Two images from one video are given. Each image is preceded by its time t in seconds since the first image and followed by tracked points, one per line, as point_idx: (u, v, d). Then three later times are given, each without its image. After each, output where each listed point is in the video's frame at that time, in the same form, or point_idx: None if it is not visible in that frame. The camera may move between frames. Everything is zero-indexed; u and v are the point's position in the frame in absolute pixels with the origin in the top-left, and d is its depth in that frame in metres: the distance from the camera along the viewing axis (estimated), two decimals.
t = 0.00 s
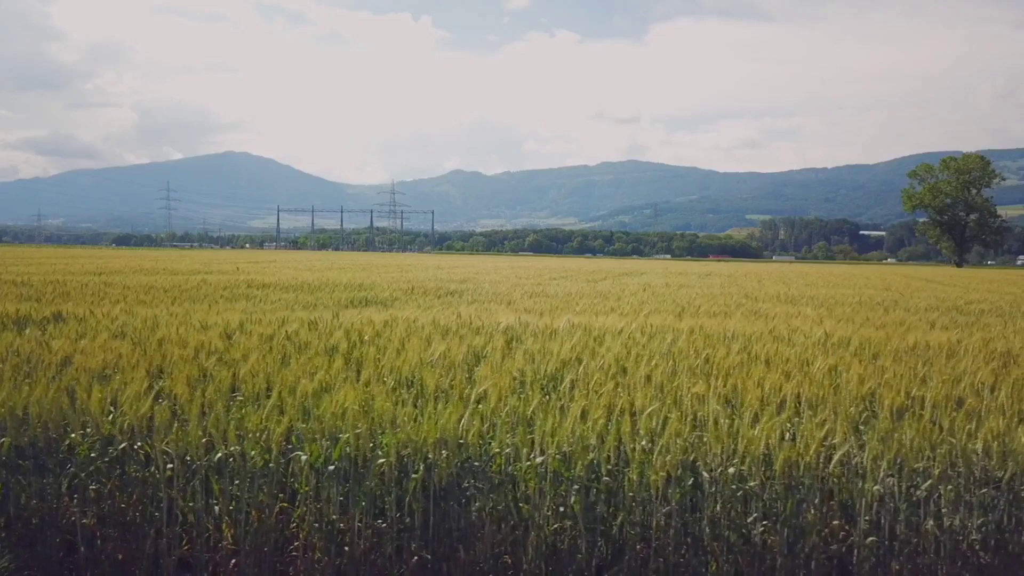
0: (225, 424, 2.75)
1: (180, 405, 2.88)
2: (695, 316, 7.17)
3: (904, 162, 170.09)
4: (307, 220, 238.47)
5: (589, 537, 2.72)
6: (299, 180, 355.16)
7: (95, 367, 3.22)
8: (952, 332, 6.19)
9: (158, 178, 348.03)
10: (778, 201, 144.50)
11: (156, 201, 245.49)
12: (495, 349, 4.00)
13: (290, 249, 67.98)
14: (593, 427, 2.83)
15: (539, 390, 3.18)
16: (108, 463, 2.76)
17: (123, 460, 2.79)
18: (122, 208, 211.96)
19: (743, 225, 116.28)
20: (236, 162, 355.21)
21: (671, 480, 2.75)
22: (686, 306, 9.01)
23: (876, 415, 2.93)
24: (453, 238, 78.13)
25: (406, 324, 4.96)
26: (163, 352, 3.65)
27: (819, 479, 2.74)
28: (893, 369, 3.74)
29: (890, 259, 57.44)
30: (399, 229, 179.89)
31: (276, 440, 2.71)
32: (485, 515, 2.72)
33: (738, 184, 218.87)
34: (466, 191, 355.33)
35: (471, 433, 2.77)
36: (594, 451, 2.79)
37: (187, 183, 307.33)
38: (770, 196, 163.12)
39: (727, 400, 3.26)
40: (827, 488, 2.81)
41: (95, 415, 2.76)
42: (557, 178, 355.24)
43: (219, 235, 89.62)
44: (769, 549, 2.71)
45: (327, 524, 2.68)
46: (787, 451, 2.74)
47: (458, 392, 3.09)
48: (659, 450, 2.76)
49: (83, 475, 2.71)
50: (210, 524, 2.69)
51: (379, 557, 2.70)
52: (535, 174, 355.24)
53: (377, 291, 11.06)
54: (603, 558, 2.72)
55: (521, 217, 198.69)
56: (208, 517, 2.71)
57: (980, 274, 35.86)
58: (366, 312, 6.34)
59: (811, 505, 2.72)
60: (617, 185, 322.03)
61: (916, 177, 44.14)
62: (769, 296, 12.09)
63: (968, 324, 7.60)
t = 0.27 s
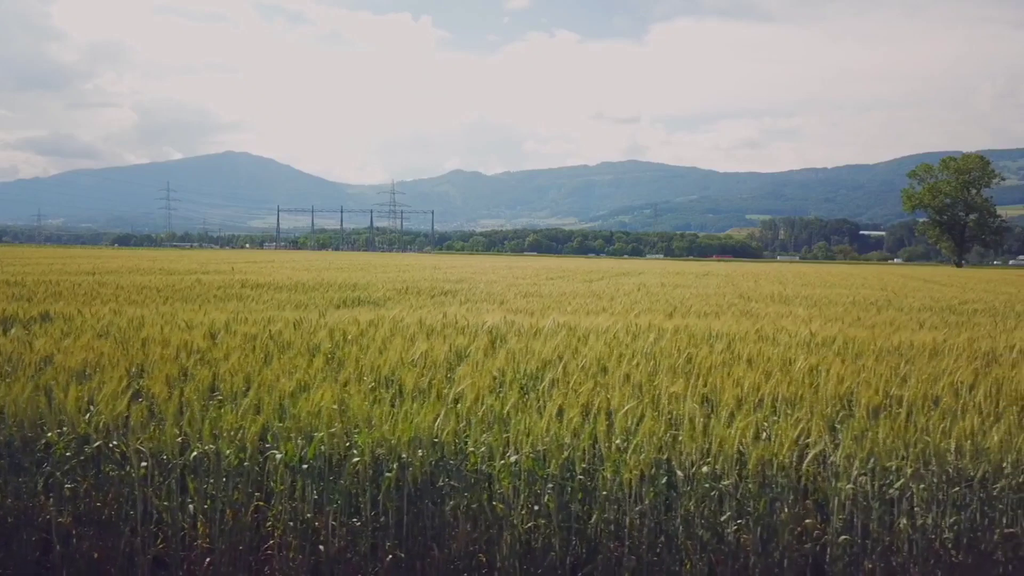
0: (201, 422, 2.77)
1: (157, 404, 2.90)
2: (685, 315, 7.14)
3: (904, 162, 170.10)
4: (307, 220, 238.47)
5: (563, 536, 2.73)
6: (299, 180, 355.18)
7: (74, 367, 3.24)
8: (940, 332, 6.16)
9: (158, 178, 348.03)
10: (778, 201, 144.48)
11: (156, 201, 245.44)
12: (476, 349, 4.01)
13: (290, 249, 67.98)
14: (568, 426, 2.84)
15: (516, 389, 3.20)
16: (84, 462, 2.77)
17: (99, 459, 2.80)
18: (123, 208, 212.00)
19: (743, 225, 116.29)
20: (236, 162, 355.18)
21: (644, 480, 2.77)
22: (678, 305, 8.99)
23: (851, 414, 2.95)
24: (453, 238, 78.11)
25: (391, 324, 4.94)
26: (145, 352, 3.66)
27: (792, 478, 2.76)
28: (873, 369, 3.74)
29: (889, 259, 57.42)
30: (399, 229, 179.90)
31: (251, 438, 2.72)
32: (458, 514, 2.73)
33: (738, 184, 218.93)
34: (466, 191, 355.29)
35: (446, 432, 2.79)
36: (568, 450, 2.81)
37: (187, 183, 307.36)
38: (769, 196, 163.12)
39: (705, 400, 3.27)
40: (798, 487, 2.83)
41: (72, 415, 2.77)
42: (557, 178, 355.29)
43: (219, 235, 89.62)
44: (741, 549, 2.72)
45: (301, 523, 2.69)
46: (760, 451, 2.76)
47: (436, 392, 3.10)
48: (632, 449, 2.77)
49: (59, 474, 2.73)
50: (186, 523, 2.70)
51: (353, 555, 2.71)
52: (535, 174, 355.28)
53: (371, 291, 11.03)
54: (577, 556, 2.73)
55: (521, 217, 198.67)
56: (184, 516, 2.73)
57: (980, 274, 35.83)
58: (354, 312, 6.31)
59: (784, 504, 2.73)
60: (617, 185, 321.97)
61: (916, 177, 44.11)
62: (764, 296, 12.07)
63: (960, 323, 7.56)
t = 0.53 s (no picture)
0: (181, 420, 2.79)
1: (138, 404, 2.91)
2: (676, 315, 7.11)
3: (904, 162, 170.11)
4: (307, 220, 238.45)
5: (541, 534, 2.74)
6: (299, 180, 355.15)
7: (57, 366, 3.25)
8: (933, 331, 6.14)
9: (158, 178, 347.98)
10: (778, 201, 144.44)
11: (156, 201, 245.37)
12: (461, 348, 4.01)
13: (290, 249, 67.93)
14: (546, 425, 2.86)
15: (496, 388, 3.22)
16: (63, 461, 2.78)
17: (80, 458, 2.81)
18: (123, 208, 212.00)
19: (743, 225, 116.25)
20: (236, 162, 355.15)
21: (622, 479, 2.78)
22: (671, 305, 8.97)
23: (829, 413, 2.96)
24: (453, 238, 78.05)
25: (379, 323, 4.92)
26: (129, 351, 3.67)
27: (768, 477, 2.77)
28: (857, 368, 3.75)
29: (889, 259, 57.40)
30: (399, 229, 179.88)
31: (230, 437, 2.74)
32: (436, 512, 2.75)
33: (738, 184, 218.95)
34: (467, 192, 355.01)
35: (425, 430, 2.80)
36: (546, 449, 2.82)
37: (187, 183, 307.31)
38: (770, 196, 163.14)
39: (686, 399, 3.28)
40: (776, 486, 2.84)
41: (52, 413, 2.79)
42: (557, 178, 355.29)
43: (219, 235, 89.57)
44: (718, 547, 2.73)
45: (280, 521, 2.70)
46: (736, 449, 2.77)
47: (417, 391, 3.11)
48: (610, 448, 2.79)
49: (38, 473, 2.74)
50: (165, 521, 2.71)
51: (331, 553, 2.72)
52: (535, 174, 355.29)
53: (366, 291, 10.99)
54: (554, 555, 2.74)
55: (521, 217, 198.59)
56: (164, 514, 2.73)
57: (980, 274, 35.84)
58: (345, 312, 6.28)
59: (760, 503, 2.75)
60: (617, 185, 322.00)
61: (915, 177, 44.12)
62: (761, 296, 12.05)
63: (953, 323, 7.53)
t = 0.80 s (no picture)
0: (157, 420, 2.80)
1: (115, 402, 2.92)
2: (667, 315, 7.09)
3: (904, 162, 170.13)
4: (307, 220, 238.49)
5: (515, 533, 2.75)
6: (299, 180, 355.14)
7: (36, 366, 3.26)
8: (923, 332, 6.13)
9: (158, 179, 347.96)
10: (778, 202, 144.41)
11: (156, 201, 245.36)
12: (443, 347, 4.01)
13: (290, 250, 67.90)
14: (521, 421, 2.88)
15: (474, 387, 3.23)
16: (39, 460, 2.80)
17: (56, 458, 2.82)
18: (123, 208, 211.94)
19: (743, 225, 116.20)
20: (236, 162, 355.15)
21: (596, 478, 2.79)
22: (664, 305, 8.95)
23: (803, 413, 2.97)
24: (452, 238, 78.02)
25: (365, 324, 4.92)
26: (111, 351, 3.67)
27: (742, 477, 2.78)
28: (837, 367, 3.76)
29: (889, 259, 57.40)
30: (399, 229, 179.89)
31: (205, 436, 2.76)
32: (411, 511, 2.76)
33: (737, 184, 218.94)
34: (467, 192, 355.02)
35: (399, 430, 2.80)
36: (520, 448, 2.83)
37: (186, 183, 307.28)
38: (770, 196, 163.10)
39: (664, 399, 3.28)
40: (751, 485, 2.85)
41: (29, 413, 2.80)
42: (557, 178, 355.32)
43: (218, 236, 89.53)
44: (692, 547, 2.74)
45: (255, 521, 2.71)
46: (710, 448, 2.78)
47: (393, 390, 3.12)
48: (585, 446, 2.80)
49: (13, 472, 2.75)
50: (142, 520, 2.73)
51: (307, 552, 2.73)
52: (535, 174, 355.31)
53: (360, 291, 10.97)
54: (529, 554, 2.74)
55: (521, 218, 198.55)
56: (140, 514, 2.75)
57: (979, 274, 35.85)
58: (334, 313, 6.27)
59: (734, 501, 2.76)
60: (617, 185, 322.10)
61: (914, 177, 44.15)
62: (756, 296, 12.03)
63: (945, 322, 7.52)
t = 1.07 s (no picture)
0: (133, 418, 2.82)
1: (92, 401, 2.94)
2: (659, 315, 7.08)
3: (904, 162, 170.10)
4: (307, 220, 238.51)
5: (490, 532, 2.77)
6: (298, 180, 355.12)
7: (16, 366, 3.27)
8: (913, 332, 6.13)
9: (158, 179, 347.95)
10: (778, 202, 144.38)
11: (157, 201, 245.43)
12: (425, 346, 4.02)
13: (290, 250, 67.90)
14: (497, 421, 2.89)
15: (453, 386, 3.24)
16: (17, 458, 2.81)
17: (33, 456, 2.84)
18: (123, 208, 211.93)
19: (743, 225, 116.20)
20: (236, 162, 355.15)
21: (570, 477, 2.81)
22: (657, 305, 8.94)
23: (778, 411, 2.99)
24: (452, 238, 77.98)
25: (350, 323, 4.91)
26: (94, 351, 3.69)
27: (716, 476, 2.80)
28: (818, 366, 3.76)
29: (888, 259, 57.39)
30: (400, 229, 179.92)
31: (181, 435, 2.77)
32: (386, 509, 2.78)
33: (737, 185, 218.94)
34: (467, 192, 355.02)
35: (374, 430, 2.82)
36: (495, 447, 2.85)
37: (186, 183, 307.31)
38: (770, 196, 163.10)
39: (642, 398, 3.30)
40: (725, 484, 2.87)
41: (6, 412, 2.82)
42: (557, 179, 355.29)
43: (218, 236, 89.54)
44: (665, 545, 2.76)
45: (231, 519, 2.73)
46: (685, 447, 2.80)
47: (371, 390, 3.13)
48: (559, 445, 2.81)
49: None
50: (118, 518, 2.74)
51: (282, 551, 2.75)
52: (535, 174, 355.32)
53: (354, 291, 10.94)
54: (504, 552, 2.76)
55: (521, 218, 198.48)
56: (116, 512, 2.76)
57: (978, 274, 35.84)
58: (323, 312, 6.27)
59: (707, 500, 2.78)
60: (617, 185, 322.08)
61: (913, 177, 44.19)
62: (752, 296, 12.02)
63: (937, 322, 7.51)
